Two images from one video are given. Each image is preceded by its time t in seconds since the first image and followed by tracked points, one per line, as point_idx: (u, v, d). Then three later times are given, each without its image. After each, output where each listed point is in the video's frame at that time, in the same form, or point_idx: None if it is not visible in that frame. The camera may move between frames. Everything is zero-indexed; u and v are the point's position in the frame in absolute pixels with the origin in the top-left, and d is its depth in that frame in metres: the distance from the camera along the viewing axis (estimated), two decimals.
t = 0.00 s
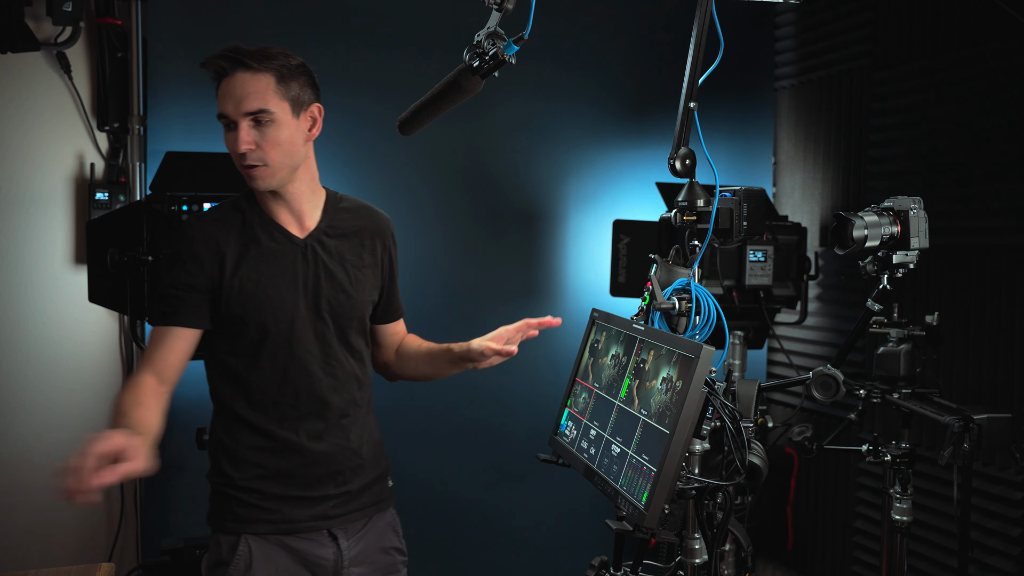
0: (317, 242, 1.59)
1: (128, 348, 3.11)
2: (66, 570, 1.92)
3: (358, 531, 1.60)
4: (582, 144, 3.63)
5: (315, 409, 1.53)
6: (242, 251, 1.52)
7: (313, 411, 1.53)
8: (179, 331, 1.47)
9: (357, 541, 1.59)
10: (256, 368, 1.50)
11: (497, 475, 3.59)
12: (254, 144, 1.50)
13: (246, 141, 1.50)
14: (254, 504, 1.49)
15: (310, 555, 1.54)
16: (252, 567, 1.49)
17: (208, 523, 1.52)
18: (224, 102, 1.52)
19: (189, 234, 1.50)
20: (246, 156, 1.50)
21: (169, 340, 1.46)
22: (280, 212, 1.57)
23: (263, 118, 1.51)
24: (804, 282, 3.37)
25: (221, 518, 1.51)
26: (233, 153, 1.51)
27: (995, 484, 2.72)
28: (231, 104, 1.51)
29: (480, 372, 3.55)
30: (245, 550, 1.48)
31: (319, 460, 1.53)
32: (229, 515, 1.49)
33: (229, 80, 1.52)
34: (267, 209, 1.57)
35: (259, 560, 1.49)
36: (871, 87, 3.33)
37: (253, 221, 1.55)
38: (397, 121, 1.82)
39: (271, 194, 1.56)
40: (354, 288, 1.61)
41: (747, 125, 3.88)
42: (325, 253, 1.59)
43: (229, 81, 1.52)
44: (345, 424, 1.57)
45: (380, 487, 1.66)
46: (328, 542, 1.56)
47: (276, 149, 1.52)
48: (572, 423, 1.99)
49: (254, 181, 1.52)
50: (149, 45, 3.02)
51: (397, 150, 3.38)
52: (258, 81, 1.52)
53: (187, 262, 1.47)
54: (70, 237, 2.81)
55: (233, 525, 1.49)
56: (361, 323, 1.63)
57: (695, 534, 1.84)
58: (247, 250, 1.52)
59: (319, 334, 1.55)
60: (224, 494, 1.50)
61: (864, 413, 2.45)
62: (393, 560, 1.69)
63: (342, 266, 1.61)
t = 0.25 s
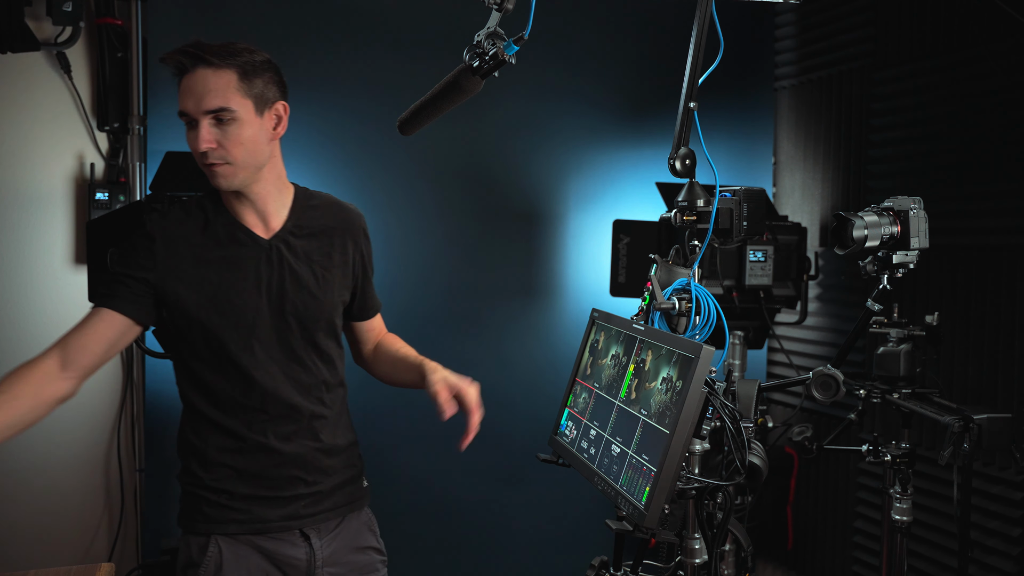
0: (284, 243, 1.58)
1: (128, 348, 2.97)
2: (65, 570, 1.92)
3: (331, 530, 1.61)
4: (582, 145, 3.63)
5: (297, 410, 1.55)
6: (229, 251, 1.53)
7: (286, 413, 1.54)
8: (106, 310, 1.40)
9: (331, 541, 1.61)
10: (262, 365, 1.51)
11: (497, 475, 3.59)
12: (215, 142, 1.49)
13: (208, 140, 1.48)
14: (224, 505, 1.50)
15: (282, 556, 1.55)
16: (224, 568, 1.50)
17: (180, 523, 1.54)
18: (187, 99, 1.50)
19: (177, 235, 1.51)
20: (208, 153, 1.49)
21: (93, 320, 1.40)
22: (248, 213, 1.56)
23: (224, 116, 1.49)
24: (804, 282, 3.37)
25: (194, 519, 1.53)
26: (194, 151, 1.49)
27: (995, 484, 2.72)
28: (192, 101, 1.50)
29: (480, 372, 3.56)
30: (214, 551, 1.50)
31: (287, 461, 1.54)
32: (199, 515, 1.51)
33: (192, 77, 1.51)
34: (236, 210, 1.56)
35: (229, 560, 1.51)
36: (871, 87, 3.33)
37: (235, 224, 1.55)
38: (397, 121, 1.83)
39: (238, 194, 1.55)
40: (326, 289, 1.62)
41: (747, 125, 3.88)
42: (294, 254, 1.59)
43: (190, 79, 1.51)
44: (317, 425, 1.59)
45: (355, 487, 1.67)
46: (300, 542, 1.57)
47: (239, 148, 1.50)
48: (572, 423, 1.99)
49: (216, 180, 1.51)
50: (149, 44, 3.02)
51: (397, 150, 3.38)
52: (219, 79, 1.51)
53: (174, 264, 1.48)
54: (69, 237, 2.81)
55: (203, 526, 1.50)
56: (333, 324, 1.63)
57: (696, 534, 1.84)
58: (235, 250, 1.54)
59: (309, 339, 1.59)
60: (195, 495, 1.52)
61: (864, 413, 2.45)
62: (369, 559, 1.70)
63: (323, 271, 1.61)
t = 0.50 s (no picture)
0: (382, 243, 1.66)
1: (128, 348, 3.10)
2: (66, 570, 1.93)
3: (407, 514, 1.65)
4: (582, 145, 3.63)
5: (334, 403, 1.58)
6: (287, 258, 1.56)
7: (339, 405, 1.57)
8: (251, 325, 1.51)
9: (408, 522, 1.65)
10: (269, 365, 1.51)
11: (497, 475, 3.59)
12: (382, 139, 1.67)
13: (371, 135, 1.65)
14: (311, 490, 1.57)
15: (360, 537, 1.60)
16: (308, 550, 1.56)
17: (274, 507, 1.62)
18: (343, 97, 1.69)
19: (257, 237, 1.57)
20: (367, 145, 1.64)
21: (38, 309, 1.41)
22: (353, 207, 1.66)
23: (389, 119, 1.70)
24: (805, 282, 3.37)
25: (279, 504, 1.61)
26: (355, 142, 1.64)
27: (995, 484, 2.72)
28: (365, 98, 1.68)
29: (480, 372, 3.56)
30: (301, 533, 1.56)
31: (371, 447, 1.60)
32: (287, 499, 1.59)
33: (355, 79, 1.69)
34: (337, 202, 1.66)
35: (314, 541, 1.56)
36: (871, 87, 3.33)
37: (325, 219, 1.63)
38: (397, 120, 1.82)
39: (354, 187, 1.66)
40: (410, 288, 1.68)
41: (747, 125, 3.88)
42: (387, 253, 1.66)
43: (352, 80, 1.69)
44: (397, 418, 1.63)
45: (431, 473, 1.71)
46: (379, 524, 1.62)
47: (387, 147, 1.68)
48: (573, 422, 1.99)
49: (367, 171, 1.64)
50: (150, 44, 3.03)
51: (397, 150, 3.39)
52: (391, 88, 1.72)
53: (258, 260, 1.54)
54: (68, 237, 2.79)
55: (293, 510, 1.57)
56: (417, 320, 1.70)
57: (695, 534, 1.84)
58: (297, 252, 1.57)
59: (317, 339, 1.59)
60: (286, 479, 1.60)
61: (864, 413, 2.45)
62: (443, 543, 1.73)
63: (353, 267, 1.61)
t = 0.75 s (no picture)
0: (398, 241, 1.66)
1: (128, 348, 3.10)
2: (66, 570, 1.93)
3: (418, 513, 1.65)
4: (582, 145, 3.63)
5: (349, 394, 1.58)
6: (307, 256, 1.59)
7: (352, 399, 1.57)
8: (281, 314, 1.52)
9: (418, 522, 1.65)
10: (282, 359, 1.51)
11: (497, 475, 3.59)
12: (384, 140, 1.65)
13: (373, 137, 1.64)
14: (321, 487, 1.58)
15: (370, 535, 1.60)
16: (317, 545, 1.58)
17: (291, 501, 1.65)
18: (345, 103, 1.68)
19: (280, 234, 1.60)
20: (368, 148, 1.63)
21: None
22: (366, 207, 1.67)
23: (391, 119, 1.68)
24: (804, 282, 3.37)
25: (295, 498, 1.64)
26: (358, 146, 1.64)
27: (995, 483, 2.72)
28: (365, 102, 1.66)
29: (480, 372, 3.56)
30: (311, 528, 1.58)
31: (380, 446, 1.60)
32: (301, 494, 1.61)
33: (354, 83, 1.68)
34: (352, 203, 1.67)
35: (323, 536, 1.58)
36: (871, 87, 3.33)
37: (341, 219, 1.64)
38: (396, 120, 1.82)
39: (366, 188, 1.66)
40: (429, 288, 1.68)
41: (747, 125, 3.88)
42: (403, 252, 1.66)
43: (353, 84, 1.68)
44: (409, 416, 1.62)
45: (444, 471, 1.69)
46: (389, 522, 1.62)
47: (393, 147, 1.66)
48: (572, 422, 1.99)
49: (372, 173, 1.63)
50: (149, 44, 3.03)
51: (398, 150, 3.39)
52: (390, 88, 1.70)
53: (277, 259, 1.57)
54: (69, 237, 2.79)
55: (305, 506, 1.59)
56: (435, 320, 1.69)
57: (695, 534, 1.84)
58: (315, 250, 1.59)
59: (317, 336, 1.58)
60: (298, 475, 1.62)
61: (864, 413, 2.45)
62: (458, 543, 1.72)
63: (368, 266, 1.62)
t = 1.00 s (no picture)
0: (389, 243, 1.66)
1: (128, 348, 3.11)
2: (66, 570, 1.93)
3: (413, 516, 1.65)
4: (582, 145, 3.63)
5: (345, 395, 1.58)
6: (302, 257, 1.58)
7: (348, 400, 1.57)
8: (287, 310, 1.51)
9: (413, 525, 1.66)
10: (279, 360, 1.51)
11: (497, 474, 3.59)
12: (374, 143, 1.63)
13: (364, 141, 1.62)
14: (316, 490, 1.58)
15: (366, 538, 1.60)
16: (312, 548, 1.57)
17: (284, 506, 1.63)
18: (335, 107, 1.65)
19: (274, 233, 1.60)
20: (359, 152, 1.62)
21: None
22: (356, 209, 1.66)
23: (381, 122, 1.66)
24: (805, 282, 3.37)
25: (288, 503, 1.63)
26: (349, 150, 1.62)
27: (995, 484, 2.72)
28: (355, 106, 1.64)
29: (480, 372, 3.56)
30: (306, 533, 1.57)
31: (375, 447, 1.59)
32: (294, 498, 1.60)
33: (344, 87, 1.66)
34: (342, 206, 1.66)
35: (319, 541, 1.57)
36: (871, 87, 3.33)
37: (332, 220, 1.63)
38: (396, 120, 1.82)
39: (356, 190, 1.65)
40: (420, 289, 1.68)
41: (747, 125, 3.88)
42: (395, 253, 1.66)
43: (343, 88, 1.66)
44: (404, 416, 1.62)
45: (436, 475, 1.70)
46: (385, 525, 1.62)
47: (383, 150, 1.65)
48: (573, 422, 1.99)
49: (363, 177, 1.62)
50: (149, 44, 3.03)
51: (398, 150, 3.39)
52: (380, 92, 1.68)
53: (273, 258, 1.56)
54: (69, 237, 2.80)
55: (300, 510, 1.59)
56: (428, 319, 1.69)
57: (695, 534, 1.84)
58: (310, 250, 1.58)
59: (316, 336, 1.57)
60: (293, 478, 1.62)
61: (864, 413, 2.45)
62: (455, 544, 1.73)
63: (360, 267, 1.61)
